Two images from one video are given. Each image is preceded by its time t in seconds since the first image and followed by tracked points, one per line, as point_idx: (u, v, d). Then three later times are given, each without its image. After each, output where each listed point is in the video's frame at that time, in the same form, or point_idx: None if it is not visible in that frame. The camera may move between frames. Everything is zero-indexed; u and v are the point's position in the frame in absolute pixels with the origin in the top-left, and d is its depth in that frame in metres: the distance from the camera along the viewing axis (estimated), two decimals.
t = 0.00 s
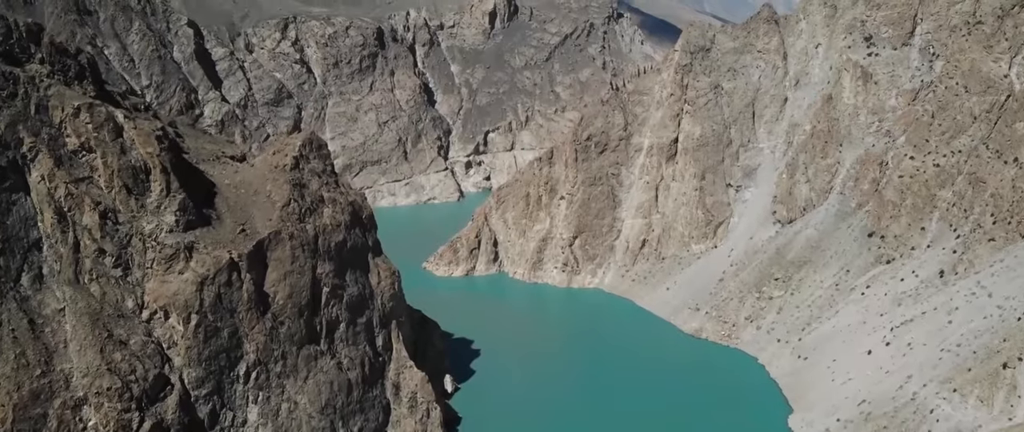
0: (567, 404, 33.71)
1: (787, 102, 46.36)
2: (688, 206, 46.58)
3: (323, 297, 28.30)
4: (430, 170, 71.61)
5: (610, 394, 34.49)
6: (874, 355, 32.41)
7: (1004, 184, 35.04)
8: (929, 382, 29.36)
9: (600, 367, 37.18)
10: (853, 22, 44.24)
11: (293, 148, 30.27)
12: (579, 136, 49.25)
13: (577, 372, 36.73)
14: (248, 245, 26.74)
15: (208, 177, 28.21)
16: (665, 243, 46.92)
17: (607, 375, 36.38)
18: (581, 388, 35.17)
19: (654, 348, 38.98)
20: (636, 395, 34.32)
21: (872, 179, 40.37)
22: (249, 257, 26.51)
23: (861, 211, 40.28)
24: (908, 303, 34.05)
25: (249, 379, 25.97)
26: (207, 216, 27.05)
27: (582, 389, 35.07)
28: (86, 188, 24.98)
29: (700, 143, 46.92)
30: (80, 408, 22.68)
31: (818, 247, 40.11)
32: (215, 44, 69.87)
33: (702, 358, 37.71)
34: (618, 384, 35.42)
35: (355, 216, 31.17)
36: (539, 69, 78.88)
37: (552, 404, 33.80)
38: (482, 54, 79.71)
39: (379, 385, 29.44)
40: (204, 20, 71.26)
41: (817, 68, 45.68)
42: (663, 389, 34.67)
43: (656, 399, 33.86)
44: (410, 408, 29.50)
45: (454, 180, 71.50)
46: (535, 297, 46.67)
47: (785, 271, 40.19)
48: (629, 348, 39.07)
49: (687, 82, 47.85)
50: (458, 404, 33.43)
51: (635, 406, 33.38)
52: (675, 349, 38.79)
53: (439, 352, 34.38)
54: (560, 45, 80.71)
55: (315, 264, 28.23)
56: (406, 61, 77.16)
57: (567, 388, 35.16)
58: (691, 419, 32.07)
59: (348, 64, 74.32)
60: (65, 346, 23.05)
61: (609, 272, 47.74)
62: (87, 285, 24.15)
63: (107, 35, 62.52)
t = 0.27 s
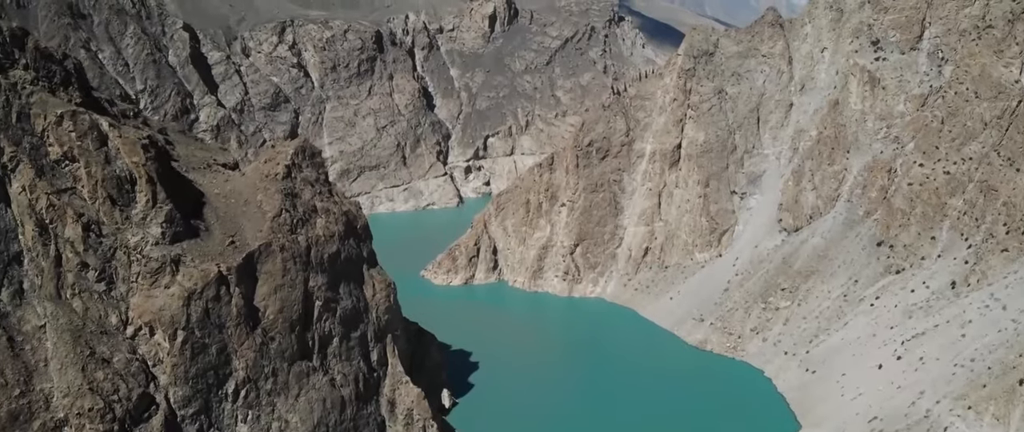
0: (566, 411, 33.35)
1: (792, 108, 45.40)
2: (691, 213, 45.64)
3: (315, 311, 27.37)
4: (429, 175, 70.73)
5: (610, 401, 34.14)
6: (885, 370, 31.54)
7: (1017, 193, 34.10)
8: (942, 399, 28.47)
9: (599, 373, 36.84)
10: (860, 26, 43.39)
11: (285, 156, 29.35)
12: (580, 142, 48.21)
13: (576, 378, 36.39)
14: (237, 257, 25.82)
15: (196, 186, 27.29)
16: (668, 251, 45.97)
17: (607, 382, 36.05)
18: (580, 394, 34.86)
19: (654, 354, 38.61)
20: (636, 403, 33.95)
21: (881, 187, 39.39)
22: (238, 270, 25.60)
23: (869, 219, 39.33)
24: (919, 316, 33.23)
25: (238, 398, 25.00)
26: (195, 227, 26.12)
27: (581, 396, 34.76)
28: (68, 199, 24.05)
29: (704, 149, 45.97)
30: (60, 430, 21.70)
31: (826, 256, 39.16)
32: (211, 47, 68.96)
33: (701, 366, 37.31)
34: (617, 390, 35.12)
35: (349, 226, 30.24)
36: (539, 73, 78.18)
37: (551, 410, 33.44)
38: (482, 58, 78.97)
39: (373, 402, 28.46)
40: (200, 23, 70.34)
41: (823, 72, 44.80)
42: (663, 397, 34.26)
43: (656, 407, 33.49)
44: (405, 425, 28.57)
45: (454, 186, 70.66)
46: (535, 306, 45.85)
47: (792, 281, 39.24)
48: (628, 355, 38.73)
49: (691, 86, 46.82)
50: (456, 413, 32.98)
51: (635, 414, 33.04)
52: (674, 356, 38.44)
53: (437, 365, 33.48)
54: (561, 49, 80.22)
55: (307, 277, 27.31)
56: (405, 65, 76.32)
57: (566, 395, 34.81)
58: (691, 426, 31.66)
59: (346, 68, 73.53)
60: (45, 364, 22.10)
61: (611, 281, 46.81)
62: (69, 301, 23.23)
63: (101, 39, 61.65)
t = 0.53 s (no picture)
0: (566, 417, 32.68)
1: (799, 110, 44.34)
2: (695, 218, 44.62)
3: (306, 323, 26.36)
4: (428, 177, 69.80)
5: (611, 407, 33.52)
6: (897, 383, 30.62)
7: None
8: (958, 414, 27.52)
9: (599, 378, 36.21)
10: (868, 26, 42.34)
11: (276, 161, 28.35)
12: (582, 145, 47.32)
13: (576, 383, 35.75)
14: (225, 268, 24.80)
15: (184, 193, 26.27)
16: (672, 257, 44.90)
17: (607, 387, 35.43)
18: (580, 400, 34.19)
19: (653, 359, 38.00)
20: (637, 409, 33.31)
21: (891, 192, 38.32)
22: (226, 281, 24.57)
23: (879, 225, 38.27)
24: (932, 326, 32.31)
25: (225, 414, 23.98)
26: (181, 237, 25.07)
27: (581, 401, 34.12)
28: (48, 207, 22.96)
29: (708, 152, 44.92)
30: None
31: (834, 263, 38.11)
32: (206, 48, 68.01)
33: (702, 373, 36.57)
34: (618, 395, 34.49)
35: (343, 235, 29.22)
36: (540, 74, 77.20)
37: (551, 416, 32.75)
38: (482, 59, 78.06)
39: (367, 418, 27.45)
40: (196, 23, 69.40)
41: (830, 74, 43.82)
42: (664, 404, 33.56)
43: (657, 413, 32.84)
44: None
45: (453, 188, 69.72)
46: (535, 312, 44.93)
47: (799, 289, 38.18)
48: (628, 360, 38.11)
49: (695, 88, 45.82)
50: (453, 420, 32.16)
51: (636, 420, 32.39)
52: (675, 361, 37.76)
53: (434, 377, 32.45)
54: (562, 50, 79.30)
55: (298, 288, 26.29)
56: (403, 66, 75.38)
57: (565, 400, 34.14)
58: None
59: (344, 69, 72.59)
60: (22, 382, 21.02)
61: (613, 287, 45.78)
62: (48, 314, 22.11)
63: (95, 39, 60.68)
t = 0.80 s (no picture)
0: (566, 420, 32.03)
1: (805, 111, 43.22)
2: (700, 222, 43.53)
3: (296, 335, 25.28)
4: (427, 179, 68.76)
5: (612, 411, 32.79)
6: (910, 396, 29.70)
7: None
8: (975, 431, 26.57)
9: (599, 381, 35.56)
10: (877, 25, 41.21)
11: (265, 166, 27.29)
12: (583, 146, 46.23)
13: (576, 387, 35.02)
14: (211, 278, 23.70)
15: (168, 200, 25.22)
16: (676, 262, 43.83)
17: (607, 391, 34.69)
18: (580, 403, 33.54)
19: (653, 363, 37.32)
20: (639, 414, 32.55)
21: (901, 196, 37.19)
22: (212, 292, 23.46)
23: (889, 230, 37.19)
24: (947, 336, 31.38)
25: None
26: (165, 246, 24.00)
27: (581, 405, 33.45)
28: (24, 216, 21.97)
29: (713, 155, 43.83)
30: None
31: (843, 269, 37.05)
32: (201, 47, 66.95)
33: (702, 377, 35.96)
34: (619, 398, 33.86)
35: (335, 242, 28.14)
36: (540, 74, 76.11)
37: (550, 421, 31.99)
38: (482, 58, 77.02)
39: None
40: (191, 22, 68.34)
41: (837, 74, 42.72)
42: (667, 410, 32.75)
43: (659, 418, 32.11)
44: None
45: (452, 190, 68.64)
46: (535, 318, 43.89)
47: (807, 296, 37.11)
48: (627, 364, 37.33)
49: (699, 89, 44.71)
50: None
51: (639, 425, 31.63)
52: (675, 366, 37.05)
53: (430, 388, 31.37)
54: (562, 49, 78.23)
55: (287, 299, 25.19)
56: (402, 66, 74.36)
57: (566, 405, 33.40)
58: None
59: (341, 68, 71.51)
60: None
61: (615, 293, 44.72)
62: (25, 328, 21.26)
63: (87, 39, 59.76)
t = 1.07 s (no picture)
0: None
1: (813, 112, 42.07)
2: (704, 227, 42.43)
3: (285, 349, 24.25)
4: (425, 180, 67.82)
5: (614, 423, 31.83)
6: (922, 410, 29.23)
7: None
8: None
9: (600, 390, 34.61)
10: (886, 25, 39.91)
11: (253, 171, 26.22)
12: (584, 149, 45.00)
13: (576, 397, 34.06)
14: (195, 289, 22.62)
15: (151, 208, 24.15)
16: (680, 268, 42.77)
17: (608, 402, 33.62)
18: (581, 414, 32.56)
19: (654, 372, 36.37)
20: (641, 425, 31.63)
21: (913, 201, 36.05)
22: (196, 304, 22.38)
23: (900, 235, 36.13)
24: (961, 346, 30.65)
25: None
26: (146, 256, 22.94)
27: (582, 415, 32.48)
28: None
29: (718, 157, 42.66)
30: None
31: (852, 276, 36.00)
32: (195, 47, 65.83)
33: (704, 386, 35.04)
34: (620, 409, 32.90)
35: (327, 250, 27.08)
36: (540, 73, 74.96)
37: None
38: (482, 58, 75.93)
39: None
40: (185, 21, 67.23)
41: (845, 75, 41.59)
42: (669, 423, 31.66)
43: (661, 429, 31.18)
44: None
45: (451, 191, 67.66)
46: (536, 325, 42.91)
47: (816, 304, 36.05)
48: (629, 373, 36.29)
49: (704, 89, 43.41)
50: None
51: None
52: (676, 374, 36.14)
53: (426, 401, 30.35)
54: (563, 48, 77.08)
55: (276, 311, 24.12)
56: (400, 66, 73.29)
57: (566, 416, 32.43)
58: None
59: (338, 68, 70.39)
60: None
61: (618, 300, 43.68)
62: None
63: (78, 38, 58.64)
